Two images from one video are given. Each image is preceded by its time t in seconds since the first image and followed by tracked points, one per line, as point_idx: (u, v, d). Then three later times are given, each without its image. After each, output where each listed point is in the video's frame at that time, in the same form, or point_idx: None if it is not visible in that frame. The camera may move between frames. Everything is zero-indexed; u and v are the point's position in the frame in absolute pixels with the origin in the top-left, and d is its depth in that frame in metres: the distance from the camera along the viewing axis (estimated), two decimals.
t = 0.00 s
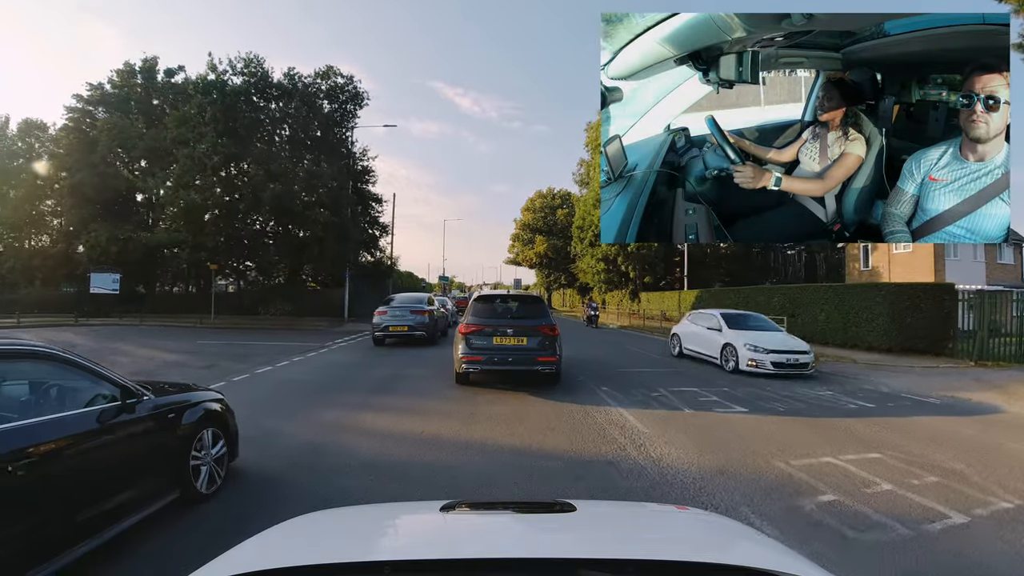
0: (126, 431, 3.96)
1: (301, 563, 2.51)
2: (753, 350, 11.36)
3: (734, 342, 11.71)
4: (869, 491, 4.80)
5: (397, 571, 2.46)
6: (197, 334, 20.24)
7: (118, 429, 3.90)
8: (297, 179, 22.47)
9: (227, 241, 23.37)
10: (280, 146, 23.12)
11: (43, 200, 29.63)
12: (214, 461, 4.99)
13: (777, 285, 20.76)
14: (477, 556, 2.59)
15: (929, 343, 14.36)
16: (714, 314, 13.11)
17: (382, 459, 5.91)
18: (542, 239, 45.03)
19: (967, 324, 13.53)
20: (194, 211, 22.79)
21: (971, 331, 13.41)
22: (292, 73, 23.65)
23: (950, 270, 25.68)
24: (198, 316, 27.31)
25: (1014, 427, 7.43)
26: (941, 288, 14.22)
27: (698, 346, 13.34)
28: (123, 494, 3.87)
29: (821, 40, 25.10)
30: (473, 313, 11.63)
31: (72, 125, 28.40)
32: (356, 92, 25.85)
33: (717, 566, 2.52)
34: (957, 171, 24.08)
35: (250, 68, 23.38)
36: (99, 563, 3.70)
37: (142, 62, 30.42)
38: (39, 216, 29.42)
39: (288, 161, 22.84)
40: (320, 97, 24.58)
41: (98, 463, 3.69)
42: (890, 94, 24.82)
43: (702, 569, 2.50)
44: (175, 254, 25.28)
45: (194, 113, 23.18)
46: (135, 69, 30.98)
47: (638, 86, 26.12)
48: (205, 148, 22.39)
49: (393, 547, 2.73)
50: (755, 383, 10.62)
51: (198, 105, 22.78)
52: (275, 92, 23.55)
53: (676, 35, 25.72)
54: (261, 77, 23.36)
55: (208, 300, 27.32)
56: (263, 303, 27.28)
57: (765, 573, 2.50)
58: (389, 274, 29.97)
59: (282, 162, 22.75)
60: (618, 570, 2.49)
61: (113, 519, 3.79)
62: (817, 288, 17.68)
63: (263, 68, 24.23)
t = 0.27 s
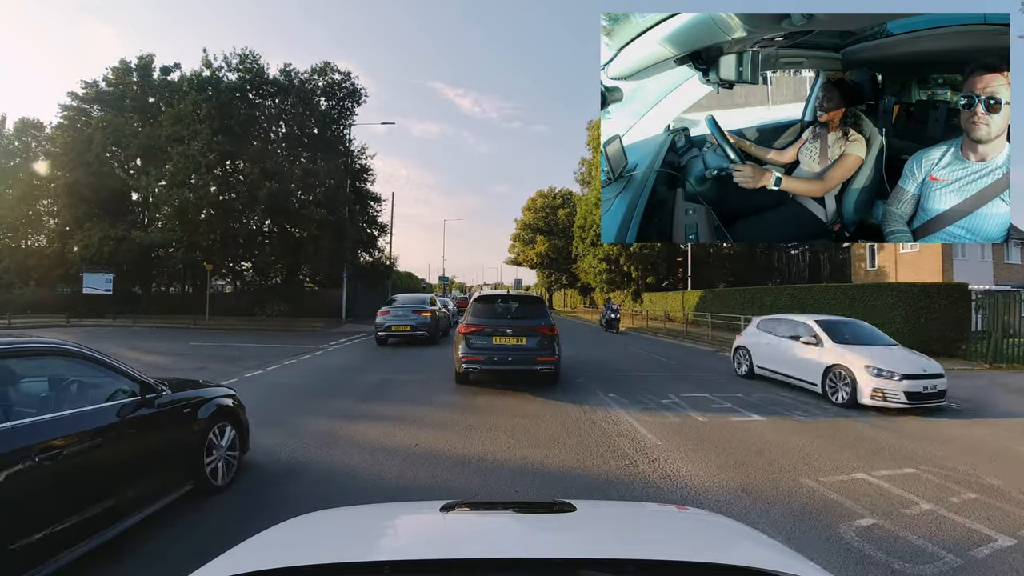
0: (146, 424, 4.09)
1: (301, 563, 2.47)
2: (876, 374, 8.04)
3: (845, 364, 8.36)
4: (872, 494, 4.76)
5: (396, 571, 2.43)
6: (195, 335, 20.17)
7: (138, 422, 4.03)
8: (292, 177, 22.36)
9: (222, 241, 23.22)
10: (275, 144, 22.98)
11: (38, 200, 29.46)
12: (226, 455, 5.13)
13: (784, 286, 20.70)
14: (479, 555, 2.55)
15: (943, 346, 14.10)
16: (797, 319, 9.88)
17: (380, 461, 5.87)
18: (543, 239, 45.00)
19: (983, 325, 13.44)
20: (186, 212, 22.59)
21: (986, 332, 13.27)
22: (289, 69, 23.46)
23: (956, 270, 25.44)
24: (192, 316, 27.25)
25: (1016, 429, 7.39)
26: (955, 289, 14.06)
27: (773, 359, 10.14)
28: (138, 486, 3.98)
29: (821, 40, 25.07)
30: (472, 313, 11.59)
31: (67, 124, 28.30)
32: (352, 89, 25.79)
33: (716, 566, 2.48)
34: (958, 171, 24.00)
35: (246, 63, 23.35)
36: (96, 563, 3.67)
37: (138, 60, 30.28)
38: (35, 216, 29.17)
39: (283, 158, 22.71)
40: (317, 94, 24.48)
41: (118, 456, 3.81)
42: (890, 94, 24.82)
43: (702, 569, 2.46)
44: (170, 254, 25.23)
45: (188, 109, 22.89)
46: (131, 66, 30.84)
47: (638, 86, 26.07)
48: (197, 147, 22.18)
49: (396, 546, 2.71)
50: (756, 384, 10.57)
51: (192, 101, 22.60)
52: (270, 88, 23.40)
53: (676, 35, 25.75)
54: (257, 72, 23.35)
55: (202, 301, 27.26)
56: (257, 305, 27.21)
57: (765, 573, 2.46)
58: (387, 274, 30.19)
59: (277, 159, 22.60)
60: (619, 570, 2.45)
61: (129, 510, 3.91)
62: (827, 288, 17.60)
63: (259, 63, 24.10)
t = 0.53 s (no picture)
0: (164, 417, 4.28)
1: (301, 563, 2.45)
2: None
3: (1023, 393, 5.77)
4: (873, 496, 4.73)
5: (397, 571, 2.39)
6: (194, 335, 20.15)
7: (157, 414, 4.22)
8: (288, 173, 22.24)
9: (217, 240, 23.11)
10: (271, 140, 22.86)
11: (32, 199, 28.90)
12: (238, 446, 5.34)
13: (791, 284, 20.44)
14: (481, 554, 2.52)
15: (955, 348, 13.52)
16: (939, 327, 7.02)
17: (379, 462, 5.82)
18: (545, 238, 44.94)
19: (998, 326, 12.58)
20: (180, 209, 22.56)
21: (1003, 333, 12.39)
22: (285, 65, 23.35)
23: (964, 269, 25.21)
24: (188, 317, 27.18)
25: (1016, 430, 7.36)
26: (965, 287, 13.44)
27: (881, 349, 7.61)
28: (154, 476, 4.15)
29: (821, 40, 25.07)
30: (473, 312, 11.58)
31: (62, 121, 28.11)
32: (350, 86, 25.67)
33: (716, 566, 2.45)
34: (958, 171, 23.97)
35: (241, 59, 23.28)
36: (94, 563, 3.64)
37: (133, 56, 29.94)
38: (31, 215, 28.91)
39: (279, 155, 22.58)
40: (313, 90, 24.41)
41: (139, 446, 4.00)
42: (890, 94, 24.65)
43: (702, 569, 2.43)
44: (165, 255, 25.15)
45: (183, 106, 22.89)
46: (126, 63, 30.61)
47: (638, 86, 26.05)
48: (191, 143, 22.15)
49: (398, 544, 2.70)
50: (757, 385, 10.53)
51: (186, 97, 22.55)
52: (265, 83, 23.24)
53: (676, 35, 25.79)
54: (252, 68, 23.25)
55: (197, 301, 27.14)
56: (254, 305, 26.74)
57: (765, 574, 2.43)
58: (386, 273, 30.10)
59: (273, 155, 22.50)
60: (618, 570, 2.43)
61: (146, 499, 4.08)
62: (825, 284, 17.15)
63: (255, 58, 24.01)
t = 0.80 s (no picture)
0: (178, 412, 4.51)
1: (301, 563, 2.41)
2: None
3: None
4: (874, 500, 4.71)
5: (397, 570, 2.36)
6: (193, 336, 20.14)
7: (172, 408, 4.46)
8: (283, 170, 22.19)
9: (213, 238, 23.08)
10: (267, 137, 22.78)
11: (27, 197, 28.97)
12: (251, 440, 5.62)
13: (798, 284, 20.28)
14: (482, 554, 2.49)
15: (972, 348, 13.47)
16: None
17: (378, 466, 5.80)
18: (546, 237, 44.90)
19: None
20: (175, 207, 22.63)
21: None
22: (279, 60, 23.43)
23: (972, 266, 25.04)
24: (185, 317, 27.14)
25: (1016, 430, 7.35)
26: (983, 286, 13.50)
27: None
28: (167, 469, 4.34)
29: (821, 40, 25.01)
30: (473, 312, 11.59)
31: (58, 119, 27.96)
32: (347, 83, 25.58)
33: (715, 566, 2.42)
34: (958, 171, 23.92)
35: (235, 53, 23.28)
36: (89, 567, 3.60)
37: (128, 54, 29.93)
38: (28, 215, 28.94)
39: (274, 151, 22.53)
40: (309, 85, 24.45)
41: (154, 438, 4.22)
42: (890, 94, 24.60)
43: (702, 569, 2.40)
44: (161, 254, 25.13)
45: (177, 102, 22.90)
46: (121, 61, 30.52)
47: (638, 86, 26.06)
48: (185, 140, 22.16)
49: (400, 542, 2.69)
50: (758, 386, 10.50)
51: (180, 93, 22.55)
52: (260, 79, 23.31)
53: (676, 35, 25.74)
54: (247, 63, 23.23)
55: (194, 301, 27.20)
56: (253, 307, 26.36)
57: (764, 573, 2.40)
58: (383, 272, 30.11)
59: (268, 152, 22.45)
60: (618, 570, 2.40)
61: (158, 489, 4.29)
62: (837, 283, 16.80)
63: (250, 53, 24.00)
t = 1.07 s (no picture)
0: (193, 405, 4.82)
1: (301, 563, 2.38)
2: None
3: None
4: (875, 502, 4.67)
5: (397, 571, 2.33)
6: (192, 336, 20.14)
7: (188, 401, 4.77)
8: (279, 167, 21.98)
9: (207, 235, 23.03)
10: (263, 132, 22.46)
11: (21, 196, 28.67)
12: (261, 433, 5.95)
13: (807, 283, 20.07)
14: (484, 554, 2.45)
15: (986, 348, 13.36)
16: None
17: (377, 468, 5.76)
18: (547, 235, 44.85)
19: None
20: (167, 204, 22.43)
21: None
22: (275, 54, 23.03)
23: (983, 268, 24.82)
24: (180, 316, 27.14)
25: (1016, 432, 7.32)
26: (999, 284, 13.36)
27: None
28: (182, 460, 4.60)
29: (821, 40, 24.94)
30: (473, 309, 11.78)
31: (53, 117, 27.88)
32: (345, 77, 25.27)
33: (715, 566, 2.38)
34: (958, 171, 23.92)
35: (230, 47, 22.80)
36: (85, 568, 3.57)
37: (124, 52, 29.73)
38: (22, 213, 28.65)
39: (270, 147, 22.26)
40: (306, 80, 23.96)
41: (173, 429, 4.52)
42: (890, 94, 24.53)
43: (702, 569, 2.37)
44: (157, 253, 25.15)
45: (171, 97, 22.55)
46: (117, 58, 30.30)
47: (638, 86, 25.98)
48: (178, 136, 21.90)
49: (402, 541, 2.68)
50: (758, 387, 10.47)
51: (173, 89, 22.20)
52: (256, 74, 22.83)
53: (676, 35, 25.62)
54: (241, 57, 22.74)
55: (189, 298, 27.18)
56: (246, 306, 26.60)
57: (765, 573, 2.37)
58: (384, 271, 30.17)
59: (263, 148, 22.17)
60: (618, 570, 2.36)
61: (176, 478, 4.55)
62: (846, 281, 16.87)
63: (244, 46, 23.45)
